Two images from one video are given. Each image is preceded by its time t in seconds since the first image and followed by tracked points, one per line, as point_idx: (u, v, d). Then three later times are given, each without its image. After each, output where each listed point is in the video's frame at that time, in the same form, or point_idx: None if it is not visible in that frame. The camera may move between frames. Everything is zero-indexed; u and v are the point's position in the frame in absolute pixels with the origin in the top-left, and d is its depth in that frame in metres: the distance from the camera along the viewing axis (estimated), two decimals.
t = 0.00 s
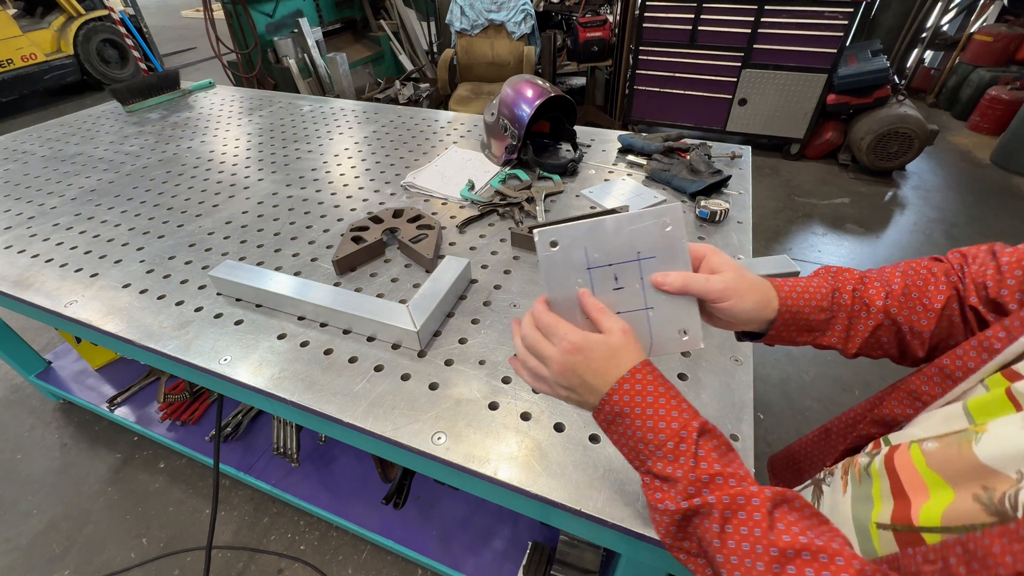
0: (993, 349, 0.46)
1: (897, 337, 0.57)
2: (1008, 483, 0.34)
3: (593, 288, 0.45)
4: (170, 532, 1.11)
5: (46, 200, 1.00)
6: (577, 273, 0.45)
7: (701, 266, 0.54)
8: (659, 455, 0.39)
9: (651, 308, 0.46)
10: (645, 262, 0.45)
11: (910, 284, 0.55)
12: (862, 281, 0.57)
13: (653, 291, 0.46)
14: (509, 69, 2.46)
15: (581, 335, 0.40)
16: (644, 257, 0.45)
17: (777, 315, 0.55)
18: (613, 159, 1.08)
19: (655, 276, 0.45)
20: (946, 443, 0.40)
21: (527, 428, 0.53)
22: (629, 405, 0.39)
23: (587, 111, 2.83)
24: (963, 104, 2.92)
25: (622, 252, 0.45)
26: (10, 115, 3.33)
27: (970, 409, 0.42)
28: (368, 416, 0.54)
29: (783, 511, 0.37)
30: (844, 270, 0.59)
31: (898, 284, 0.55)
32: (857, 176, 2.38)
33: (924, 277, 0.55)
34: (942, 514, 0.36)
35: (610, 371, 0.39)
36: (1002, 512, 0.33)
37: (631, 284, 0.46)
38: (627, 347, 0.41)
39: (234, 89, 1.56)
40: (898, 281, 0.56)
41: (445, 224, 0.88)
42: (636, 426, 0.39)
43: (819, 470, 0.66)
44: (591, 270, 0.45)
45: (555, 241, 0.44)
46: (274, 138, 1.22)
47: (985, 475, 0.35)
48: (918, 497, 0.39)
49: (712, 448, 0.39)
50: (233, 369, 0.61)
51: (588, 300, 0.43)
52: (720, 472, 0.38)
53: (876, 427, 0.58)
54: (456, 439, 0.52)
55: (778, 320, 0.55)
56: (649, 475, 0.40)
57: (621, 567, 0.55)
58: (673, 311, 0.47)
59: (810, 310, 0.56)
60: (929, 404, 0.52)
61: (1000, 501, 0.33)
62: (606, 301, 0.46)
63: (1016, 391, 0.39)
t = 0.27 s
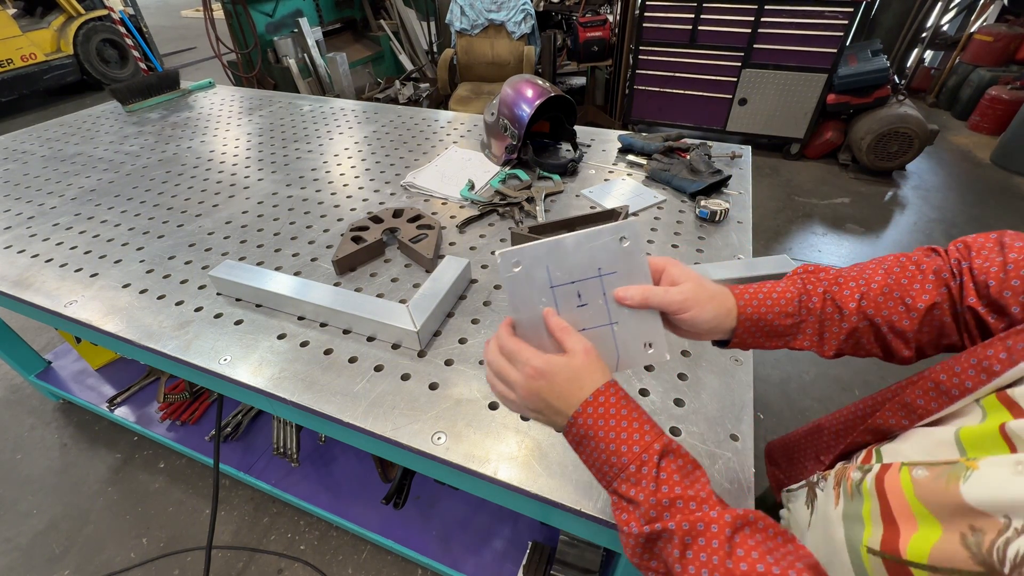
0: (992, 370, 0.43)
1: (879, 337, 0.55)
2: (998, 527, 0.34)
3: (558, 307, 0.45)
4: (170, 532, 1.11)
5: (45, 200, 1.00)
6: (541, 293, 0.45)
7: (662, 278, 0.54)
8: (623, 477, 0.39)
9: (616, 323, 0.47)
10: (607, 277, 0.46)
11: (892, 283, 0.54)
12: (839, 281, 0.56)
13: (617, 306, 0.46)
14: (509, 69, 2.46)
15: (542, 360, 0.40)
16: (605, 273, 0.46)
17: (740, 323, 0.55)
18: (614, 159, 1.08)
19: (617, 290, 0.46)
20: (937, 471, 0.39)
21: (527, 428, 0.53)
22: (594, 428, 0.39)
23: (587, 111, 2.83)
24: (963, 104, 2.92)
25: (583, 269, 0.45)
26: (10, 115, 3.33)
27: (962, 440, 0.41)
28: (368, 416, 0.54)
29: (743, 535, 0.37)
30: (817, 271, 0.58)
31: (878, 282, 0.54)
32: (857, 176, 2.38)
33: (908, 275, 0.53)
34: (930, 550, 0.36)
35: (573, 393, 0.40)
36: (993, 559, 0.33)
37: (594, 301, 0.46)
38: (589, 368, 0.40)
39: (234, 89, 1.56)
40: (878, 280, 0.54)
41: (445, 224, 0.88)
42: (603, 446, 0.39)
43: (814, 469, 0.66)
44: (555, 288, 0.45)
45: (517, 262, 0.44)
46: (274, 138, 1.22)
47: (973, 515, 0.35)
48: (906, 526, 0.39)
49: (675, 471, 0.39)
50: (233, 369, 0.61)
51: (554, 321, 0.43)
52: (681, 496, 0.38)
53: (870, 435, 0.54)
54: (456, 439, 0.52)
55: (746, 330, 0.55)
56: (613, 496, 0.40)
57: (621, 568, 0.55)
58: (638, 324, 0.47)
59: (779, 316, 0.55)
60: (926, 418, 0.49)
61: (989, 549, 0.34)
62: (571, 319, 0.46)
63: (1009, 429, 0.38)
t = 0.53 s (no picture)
0: (980, 385, 0.42)
1: (864, 347, 0.55)
2: (985, 552, 0.34)
3: (538, 331, 0.46)
4: (170, 532, 1.11)
5: (45, 200, 1.00)
6: (521, 318, 0.45)
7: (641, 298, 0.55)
8: (605, 501, 0.39)
9: (596, 343, 0.47)
10: (585, 299, 0.46)
11: (874, 293, 0.53)
12: (820, 293, 0.56)
13: (597, 328, 0.47)
14: (509, 69, 2.46)
15: (523, 388, 0.41)
16: (584, 296, 0.46)
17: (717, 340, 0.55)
18: (614, 159, 1.08)
19: (595, 312, 0.46)
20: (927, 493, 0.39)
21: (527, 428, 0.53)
22: (576, 452, 0.40)
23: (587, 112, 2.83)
24: (963, 104, 2.93)
25: (562, 292, 0.45)
26: (10, 115, 3.33)
27: (951, 459, 0.42)
28: (368, 416, 0.54)
29: (722, 559, 0.37)
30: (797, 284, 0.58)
31: (859, 293, 0.54)
32: (857, 176, 2.38)
33: (890, 285, 0.53)
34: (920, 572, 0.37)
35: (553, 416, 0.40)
36: None
37: (574, 322, 0.46)
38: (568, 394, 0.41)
39: (234, 89, 1.56)
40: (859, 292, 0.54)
41: (445, 224, 0.88)
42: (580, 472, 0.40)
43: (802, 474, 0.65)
44: (534, 313, 0.45)
45: (497, 290, 0.44)
46: (274, 138, 1.22)
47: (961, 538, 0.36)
48: (897, 546, 0.40)
49: (655, 494, 0.39)
50: (233, 369, 0.61)
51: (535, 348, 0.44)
52: (659, 520, 0.37)
53: (859, 445, 0.54)
54: (457, 439, 0.52)
55: (728, 346, 0.55)
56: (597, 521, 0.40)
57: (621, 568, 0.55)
58: (618, 344, 0.48)
59: (759, 330, 0.55)
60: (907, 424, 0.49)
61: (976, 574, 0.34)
62: (552, 342, 0.46)
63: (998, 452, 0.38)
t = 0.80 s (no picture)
0: (975, 389, 0.43)
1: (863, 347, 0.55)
2: (985, 557, 0.34)
3: (543, 338, 0.46)
4: (170, 532, 1.11)
5: (46, 201, 1.00)
6: (525, 325, 0.46)
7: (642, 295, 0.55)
8: (605, 516, 0.38)
9: (603, 346, 0.47)
10: (587, 303, 0.46)
11: (873, 294, 0.53)
12: (821, 293, 0.56)
13: (601, 330, 0.47)
14: (509, 69, 2.46)
15: (520, 396, 0.41)
16: (586, 299, 0.46)
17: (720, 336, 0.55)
18: (614, 159, 1.08)
19: (598, 315, 0.46)
20: (924, 498, 0.39)
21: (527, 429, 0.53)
22: (575, 464, 0.39)
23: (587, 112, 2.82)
24: (962, 104, 2.93)
25: (564, 297, 0.46)
26: (11, 115, 3.33)
27: (947, 464, 0.42)
28: (368, 416, 0.54)
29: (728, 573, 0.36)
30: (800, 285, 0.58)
31: (859, 294, 0.54)
32: (857, 176, 2.38)
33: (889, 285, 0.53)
34: None
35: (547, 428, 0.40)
36: None
37: (579, 326, 0.47)
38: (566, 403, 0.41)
39: (234, 89, 1.57)
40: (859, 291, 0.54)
41: (445, 224, 0.88)
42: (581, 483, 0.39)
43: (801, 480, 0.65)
44: (539, 319, 0.46)
45: (500, 299, 0.45)
46: (274, 138, 1.22)
47: (959, 542, 0.36)
48: (892, 550, 0.39)
49: (657, 508, 0.38)
50: (233, 369, 0.61)
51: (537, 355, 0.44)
52: (664, 536, 0.37)
53: (853, 454, 0.54)
54: (456, 439, 0.52)
55: (729, 342, 0.55)
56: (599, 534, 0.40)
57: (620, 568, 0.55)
58: (623, 345, 0.48)
59: (760, 326, 0.55)
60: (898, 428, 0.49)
61: None
62: (558, 347, 0.46)
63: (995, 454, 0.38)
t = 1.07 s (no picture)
0: (957, 376, 0.45)
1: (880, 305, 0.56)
2: (975, 537, 0.35)
3: (606, 381, 0.47)
4: (170, 532, 1.11)
5: (46, 201, 1.00)
6: (585, 376, 0.47)
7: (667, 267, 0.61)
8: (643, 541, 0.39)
9: (665, 370, 0.47)
10: (633, 333, 0.48)
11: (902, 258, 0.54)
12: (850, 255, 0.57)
13: (656, 355, 0.48)
14: (509, 69, 2.46)
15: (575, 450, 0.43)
16: (632, 331, 0.48)
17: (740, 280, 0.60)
18: (614, 159, 1.08)
19: (649, 343, 0.48)
20: (915, 487, 0.40)
21: (527, 428, 0.53)
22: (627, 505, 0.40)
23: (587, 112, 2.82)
24: (962, 104, 2.93)
25: (610, 337, 0.48)
26: (11, 115, 3.33)
27: (937, 451, 0.43)
28: (368, 416, 0.54)
29: None
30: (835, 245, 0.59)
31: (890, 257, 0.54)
32: (857, 176, 2.38)
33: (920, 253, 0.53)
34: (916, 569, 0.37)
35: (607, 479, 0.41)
36: (976, 571, 0.34)
37: (636, 361, 0.48)
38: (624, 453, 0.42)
39: (234, 89, 1.57)
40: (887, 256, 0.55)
41: (445, 224, 0.88)
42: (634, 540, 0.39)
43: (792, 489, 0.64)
44: (592, 365, 0.48)
45: (552, 356, 0.48)
46: (274, 138, 1.22)
47: (950, 525, 0.37)
48: (891, 546, 0.40)
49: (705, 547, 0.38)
50: (233, 369, 0.61)
51: (596, 398, 0.45)
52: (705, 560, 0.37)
53: (845, 458, 0.56)
54: (456, 438, 0.52)
55: (756, 284, 0.60)
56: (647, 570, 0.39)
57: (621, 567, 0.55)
58: (682, 363, 0.47)
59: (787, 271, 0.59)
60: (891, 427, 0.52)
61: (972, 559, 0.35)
62: (624, 388, 0.47)
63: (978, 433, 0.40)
